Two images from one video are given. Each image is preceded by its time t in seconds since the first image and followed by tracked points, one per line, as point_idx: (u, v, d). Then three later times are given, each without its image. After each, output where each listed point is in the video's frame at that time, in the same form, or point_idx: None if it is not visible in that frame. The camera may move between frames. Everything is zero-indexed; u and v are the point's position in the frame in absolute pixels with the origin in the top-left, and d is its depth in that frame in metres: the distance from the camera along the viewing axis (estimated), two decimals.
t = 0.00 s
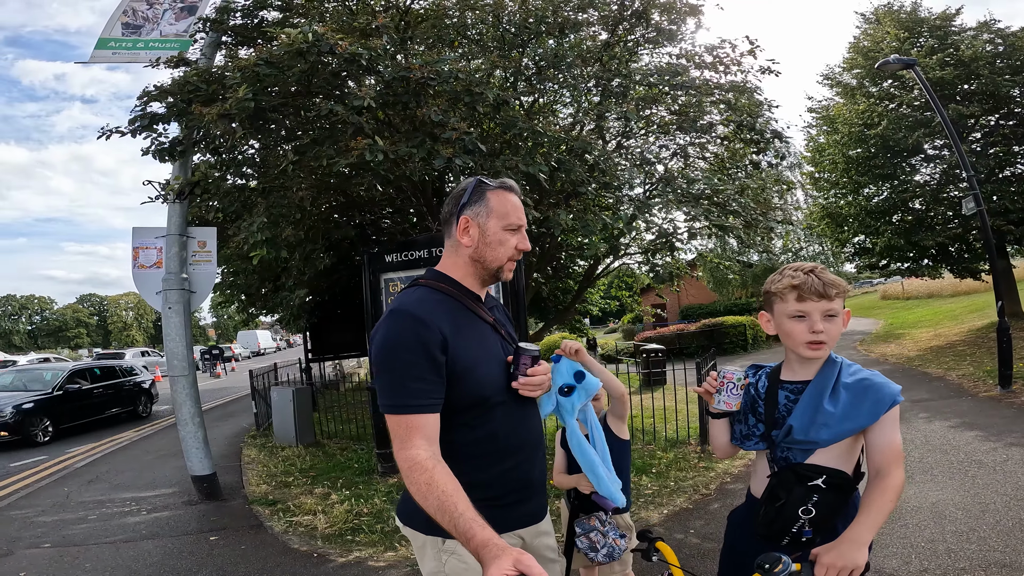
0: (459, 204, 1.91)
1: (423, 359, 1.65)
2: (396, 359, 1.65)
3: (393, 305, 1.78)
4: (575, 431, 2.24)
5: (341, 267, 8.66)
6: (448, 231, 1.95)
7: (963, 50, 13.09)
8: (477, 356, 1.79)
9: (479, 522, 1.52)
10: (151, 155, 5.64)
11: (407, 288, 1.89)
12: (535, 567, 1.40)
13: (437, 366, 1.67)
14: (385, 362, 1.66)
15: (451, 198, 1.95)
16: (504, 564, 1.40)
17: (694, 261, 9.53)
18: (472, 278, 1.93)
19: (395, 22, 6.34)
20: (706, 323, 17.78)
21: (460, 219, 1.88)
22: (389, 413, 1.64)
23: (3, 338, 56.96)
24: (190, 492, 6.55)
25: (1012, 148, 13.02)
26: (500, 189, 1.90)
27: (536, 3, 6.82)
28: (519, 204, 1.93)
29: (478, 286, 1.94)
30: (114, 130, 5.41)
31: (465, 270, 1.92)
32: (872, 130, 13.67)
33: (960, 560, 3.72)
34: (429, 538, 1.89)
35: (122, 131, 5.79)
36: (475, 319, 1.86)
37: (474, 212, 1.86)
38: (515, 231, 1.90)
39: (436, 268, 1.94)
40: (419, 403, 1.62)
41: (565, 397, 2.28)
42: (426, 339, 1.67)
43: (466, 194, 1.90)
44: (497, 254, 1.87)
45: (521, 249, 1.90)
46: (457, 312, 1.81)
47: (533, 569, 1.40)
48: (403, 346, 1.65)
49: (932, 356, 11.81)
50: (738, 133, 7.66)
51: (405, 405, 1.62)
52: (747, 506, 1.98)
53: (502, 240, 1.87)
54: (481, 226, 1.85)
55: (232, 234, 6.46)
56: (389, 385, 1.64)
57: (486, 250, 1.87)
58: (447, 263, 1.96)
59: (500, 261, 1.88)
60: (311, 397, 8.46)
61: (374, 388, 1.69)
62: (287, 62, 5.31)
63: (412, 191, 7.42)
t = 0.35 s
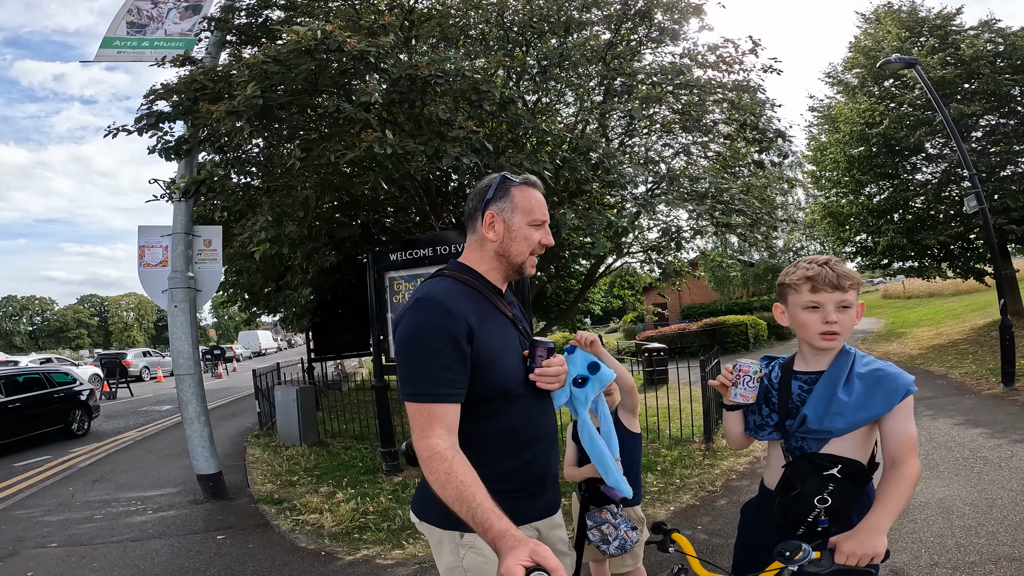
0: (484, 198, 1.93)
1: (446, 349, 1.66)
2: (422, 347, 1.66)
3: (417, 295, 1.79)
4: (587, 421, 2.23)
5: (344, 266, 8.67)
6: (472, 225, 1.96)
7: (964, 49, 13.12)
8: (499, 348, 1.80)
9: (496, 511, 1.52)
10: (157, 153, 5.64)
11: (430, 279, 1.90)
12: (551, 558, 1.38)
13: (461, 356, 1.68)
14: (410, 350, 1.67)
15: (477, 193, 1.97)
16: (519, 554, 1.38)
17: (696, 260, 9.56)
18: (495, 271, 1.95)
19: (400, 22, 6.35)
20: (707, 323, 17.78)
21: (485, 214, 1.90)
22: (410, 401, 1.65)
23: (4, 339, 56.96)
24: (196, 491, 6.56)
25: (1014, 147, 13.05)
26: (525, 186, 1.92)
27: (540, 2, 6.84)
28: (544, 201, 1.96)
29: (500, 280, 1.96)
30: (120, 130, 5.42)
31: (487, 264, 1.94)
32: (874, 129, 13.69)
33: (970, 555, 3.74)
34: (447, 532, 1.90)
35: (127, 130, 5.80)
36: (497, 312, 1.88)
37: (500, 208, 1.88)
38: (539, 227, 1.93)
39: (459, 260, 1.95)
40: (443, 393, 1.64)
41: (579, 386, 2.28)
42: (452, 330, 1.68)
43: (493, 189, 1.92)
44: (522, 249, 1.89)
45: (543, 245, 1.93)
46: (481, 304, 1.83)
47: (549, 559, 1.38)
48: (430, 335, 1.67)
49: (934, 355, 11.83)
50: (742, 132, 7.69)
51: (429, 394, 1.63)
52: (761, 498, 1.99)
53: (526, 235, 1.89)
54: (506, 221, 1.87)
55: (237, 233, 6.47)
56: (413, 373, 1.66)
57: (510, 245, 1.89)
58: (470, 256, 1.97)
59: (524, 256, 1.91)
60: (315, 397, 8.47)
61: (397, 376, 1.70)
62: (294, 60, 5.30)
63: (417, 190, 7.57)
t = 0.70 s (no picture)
0: (490, 194, 1.93)
1: (449, 342, 1.67)
2: (425, 341, 1.66)
3: (421, 289, 1.79)
4: (593, 407, 2.30)
5: (345, 265, 8.68)
6: (477, 220, 1.97)
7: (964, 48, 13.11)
8: (502, 343, 1.81)
9: (494, 505, 1.52)
10: (158, 153, 5.64)
11: (434, 274, 1.90)
12: (548, 553, 1.38)
13: (464, 350, 1.69)
14: (413, 343, 1.67)
15: (483, 188, 1.97)
16: (516, 549, 1.38)
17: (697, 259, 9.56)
18: (499, 267, 1.95)
19: (400, 21, 6.35)
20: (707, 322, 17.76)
21: (491, 209, 1.90)
22: (412, 394, 1.65)
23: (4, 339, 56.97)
24: (197, 490, 6.56)
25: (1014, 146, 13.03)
26: (531, 183, 1.93)
27: (541, 2, 6.84)
28: (549, 198, 1.96)
29: (503, 275, 1.96)
30: (121, 129, 5.42)
31: (491, 259, 1.94)
32: (875, 128, 13.68)
33: (972, 553, 3.75)
34: (448, 528, 1.90)
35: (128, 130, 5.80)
36: (500, 307, 1.89)
37: (505, 203, 1.89)
38: (543, 224, 1.93)
39: (463, 255, 1.96)
40: (445, 386, 1.64)
41: (588, 373, 2.41)
42: (456, 324, 1.69)
43: (499, 185, 1.92)
44: (525, 245, 1.90)
45: (547, 242, 1.94)
46: (484, 299, 1.83)
47: (545, 555, 1.38)
48: (434, 328, 1.67)
49: (934, 354, 11.83)
50: (742, 131, 7.69)
51: (431, 387, 1.63)
52: (766, 494, 1.99)
53: (530, 232, 1.90)
54: (512, 217, 1.87)
55: (238, 232, 6.47)
56: (416, 366, 1.66)
57: (515, 241, 1.90)
58: (474, 251, 1.98)
59: (527, 252, 1.91)
60: (316, 396, 8.46)
61: (399, 369, 1.70)
62: (295, 59, 5.30)
63: (417, 189, 7.58)
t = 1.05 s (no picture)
0: (478, 194, 1.92)
1: (441, 342, 1.66)
2: (417, 341, 1.65)
3: (412, 291, 1.78)
4: (594, 402, 2.29)
5: (345, 266, 8.68)
6: (466, 220, 1.96)
7: (964, 48, 13.09)
8: (494, 343, 1.80)
9: (488, 505, 1.51)
10: (158, 153, 5.64)
11: (425, 275, 1.89)
12: (542, 552, 1.38)
13: (456, 350, 1.68)
14: (405, 345, 1.67)
15: (471, 188, 1.97)
16: (510, 550, 1.38)
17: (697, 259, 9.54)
18: (489, 266, 1.94)
19: (400, 21, 6.35)
20: (708, 323, 17.74)
21: (478, 209, 1.89)
22: (404, 396, 1.64)
23: (6, 340, 57.10)
24: (197, 491, 6.55)
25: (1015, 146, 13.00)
26: (519, 182, 1.92)
27: (540, 2, 6.83)
28: (537, 196, 1.96)
29: (493, 275, 1.96)
30: (120, 130, 5.41)
31: (481, 259, 1.93)
32: (875, 128, 13.67)
33: (975, 553, 3.73)
34: (444, 530, 1.89)
35: (128, 130, 5.80)
36: (491, 307, 1.88)
37: (493, 202, 1.88)
38: (532, 223, 1.92)
39: (453, 256, 1.95)
40: (437, 386, 1.63)
41: (586, 368, 2.40)
42: (447, 324, 1.68)
43: (487, 185, 1.92)
44: (514, 243, 1.89)
45: (536, 241, 1.93)
46: (475, 299, 1.82)
47: (539, 554, 1.38)
48: (425, 329, 1.66)
49: (935, 354, 11.80)
50: (742, 131, 7.68)
51: (423, 388, 1.63)
52: (759, 498, 1.97)
53: (520, 230, 1.89)
54: (500, 215, 1.87)
55: (238, 233, 6.47)
56: (407, 367, 1.65)
57: (504, 240, 1.89)
58: (463, 251, 1.97)
59: (516, 250, 1.90)
60: (316, 397, 8.46)
61: (391, 371, 1.69)
62: (294, 60, 5.28)
63: (417, 190, 7.57)
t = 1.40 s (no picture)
0: (481, 195, 1.92)
1: (445, 345, 1.65)
2: (421, 345, 1.65)
3: (415, 294, 1.78)
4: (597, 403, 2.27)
5: (344, 267, 8.67)
6: (468, 221, 1.96)
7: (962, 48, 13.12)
8: (499, 346, 1.80)
9: (493, 508, 1.51)
10: (157, 154, 5.62)
11: (429, 278, 1.89)
12: (547, 555, 1.38)
13: (461, 353, 1.67)
14: (409, 348, 1.66)
15: (472, 190, 1.96)
16: (515, 553, 1.38)
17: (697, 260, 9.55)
18: (492, 268, 1.94)
19: (400, 22, 6.34)
20: (707, 323, 17.76)
21: (480, 210, 1.89)
22: (409, 400, 1.64)
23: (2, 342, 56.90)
24: (198, 493, 6.54)
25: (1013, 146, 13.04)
26: (522, 183, 1.92)
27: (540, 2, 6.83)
28: (540, 198, 1.95)
29: (496, 276, 1.95)
30: (119, 131, 5.38)
31: (484, 261, 1.93)
32: (873, 128, 13.70)
33: (978, 552, 3.74)
34: (448, 531, 1.89)
35: (127, 131, 5.79)
36: (494, 310, 1.87)
37: (495, 204, 1.87)
38: (535, 224, 1.91)
39: (456, 258, 1.95)
40: (442, 390, 1.63)
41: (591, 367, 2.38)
42: (451, 327, 1.68)
43: (488, 186, 1.91)
44: (517, 245, 1.88)
45: (539, 242, 1.92)
46: (478, 302, 1.82)
47: (545, 557, 1.38)
48: (429, 333, 1.66)
49: (935, 354, 11.82)
50: (741, 131, 7.69)
51: (428, 391, 1.63)
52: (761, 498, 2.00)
53: (522, 232, 1.88)
54: (502, 217, 1.86)
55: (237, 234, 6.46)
56: (412, 371, 1.65)
57: (506, 241, 1.88)
58: (465, 254, 1.96)
59: (519, 252, 1.90)
60: (316, 398, 8.44)
61: (396, 374, 1.69)
62: (295, 60, 5.27)
63: (416, 190, 7.55)
